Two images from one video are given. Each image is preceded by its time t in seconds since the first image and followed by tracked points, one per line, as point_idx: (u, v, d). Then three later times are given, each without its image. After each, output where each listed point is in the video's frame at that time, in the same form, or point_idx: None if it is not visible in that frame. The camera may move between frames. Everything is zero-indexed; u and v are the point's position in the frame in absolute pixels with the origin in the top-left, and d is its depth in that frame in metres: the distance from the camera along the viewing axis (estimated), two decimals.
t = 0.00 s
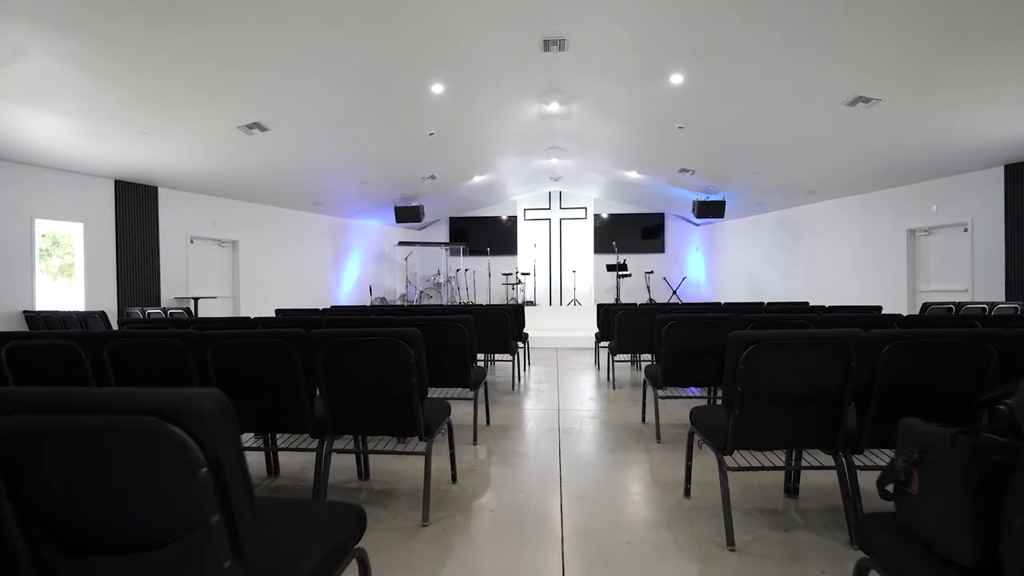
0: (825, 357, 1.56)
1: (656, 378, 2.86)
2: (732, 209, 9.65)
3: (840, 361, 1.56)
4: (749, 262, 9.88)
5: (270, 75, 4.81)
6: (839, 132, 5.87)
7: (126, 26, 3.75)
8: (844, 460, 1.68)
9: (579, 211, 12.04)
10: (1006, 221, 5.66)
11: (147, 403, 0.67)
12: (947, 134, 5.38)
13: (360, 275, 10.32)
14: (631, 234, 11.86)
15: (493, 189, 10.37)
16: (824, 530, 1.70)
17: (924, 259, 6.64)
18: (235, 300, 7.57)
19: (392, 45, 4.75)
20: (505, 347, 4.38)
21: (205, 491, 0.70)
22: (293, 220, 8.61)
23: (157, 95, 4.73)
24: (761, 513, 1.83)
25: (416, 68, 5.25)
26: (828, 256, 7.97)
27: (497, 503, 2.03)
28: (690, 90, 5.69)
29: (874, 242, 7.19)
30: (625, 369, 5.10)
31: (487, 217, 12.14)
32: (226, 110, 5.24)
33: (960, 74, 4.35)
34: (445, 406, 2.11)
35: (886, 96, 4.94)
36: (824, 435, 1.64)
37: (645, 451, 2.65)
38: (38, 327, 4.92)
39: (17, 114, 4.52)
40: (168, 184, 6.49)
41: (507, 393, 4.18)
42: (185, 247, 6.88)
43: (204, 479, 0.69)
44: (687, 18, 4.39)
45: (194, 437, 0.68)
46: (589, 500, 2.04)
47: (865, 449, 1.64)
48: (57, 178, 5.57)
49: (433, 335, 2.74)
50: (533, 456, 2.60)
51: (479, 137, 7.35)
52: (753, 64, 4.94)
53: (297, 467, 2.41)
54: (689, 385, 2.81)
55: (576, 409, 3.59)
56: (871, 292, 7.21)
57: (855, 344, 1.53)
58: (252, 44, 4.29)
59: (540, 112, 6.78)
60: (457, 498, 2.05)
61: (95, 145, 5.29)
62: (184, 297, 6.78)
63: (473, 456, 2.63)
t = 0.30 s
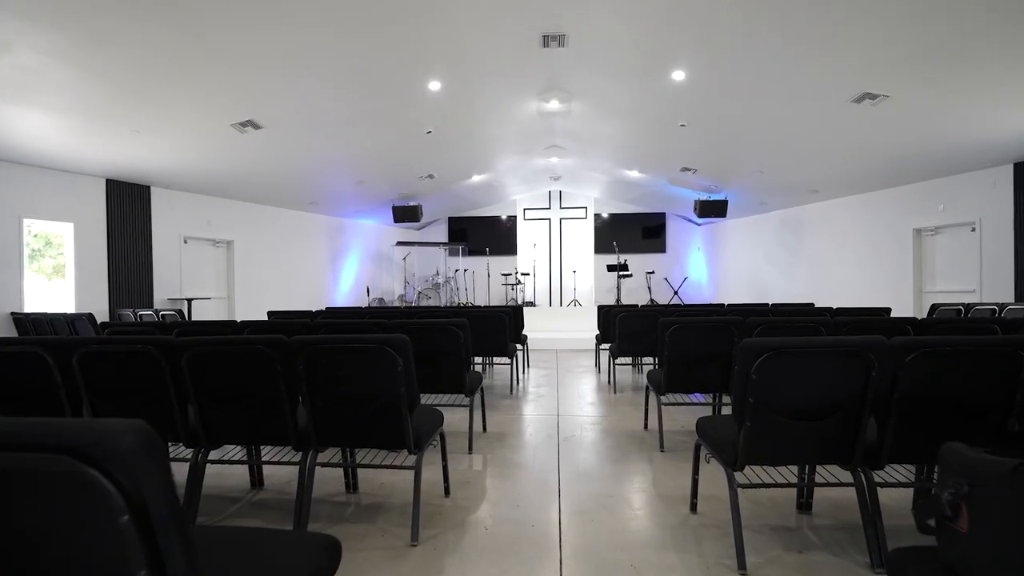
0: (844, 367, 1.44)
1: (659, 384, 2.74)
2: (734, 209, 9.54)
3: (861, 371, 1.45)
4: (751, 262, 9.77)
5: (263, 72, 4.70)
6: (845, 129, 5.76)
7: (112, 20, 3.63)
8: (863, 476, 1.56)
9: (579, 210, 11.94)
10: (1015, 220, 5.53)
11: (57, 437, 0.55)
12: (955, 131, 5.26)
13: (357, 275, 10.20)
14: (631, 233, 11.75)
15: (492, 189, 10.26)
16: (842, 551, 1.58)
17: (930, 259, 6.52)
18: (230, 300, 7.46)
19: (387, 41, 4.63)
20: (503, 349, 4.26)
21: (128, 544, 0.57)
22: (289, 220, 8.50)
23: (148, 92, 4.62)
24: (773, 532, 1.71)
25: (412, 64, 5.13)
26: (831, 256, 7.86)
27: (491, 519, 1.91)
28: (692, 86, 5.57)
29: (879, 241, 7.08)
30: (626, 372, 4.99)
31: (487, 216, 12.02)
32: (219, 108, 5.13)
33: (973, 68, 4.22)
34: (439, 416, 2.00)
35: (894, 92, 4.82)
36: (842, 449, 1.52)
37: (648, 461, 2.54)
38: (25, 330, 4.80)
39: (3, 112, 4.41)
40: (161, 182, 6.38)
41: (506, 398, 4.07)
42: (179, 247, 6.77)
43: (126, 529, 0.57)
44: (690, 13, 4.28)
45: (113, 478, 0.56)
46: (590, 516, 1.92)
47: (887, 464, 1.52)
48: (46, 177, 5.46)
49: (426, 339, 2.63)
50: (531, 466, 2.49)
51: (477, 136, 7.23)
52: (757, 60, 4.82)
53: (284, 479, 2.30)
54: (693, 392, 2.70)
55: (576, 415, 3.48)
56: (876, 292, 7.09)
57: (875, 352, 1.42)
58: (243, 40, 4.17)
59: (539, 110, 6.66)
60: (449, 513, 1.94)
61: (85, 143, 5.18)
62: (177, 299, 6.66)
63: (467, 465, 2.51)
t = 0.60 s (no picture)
0: (867, 373, 1.33)
1: (662, 388, 2.62)
2: (736, 207, 9.42)
3: (884, 378, 1.33)
4: (754, 261, 9.65)
5: (255, 66, 4.58)
6: (851, 125, 5.63)
7: (96, 12, 3.50)
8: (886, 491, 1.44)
9: (579, 210, 11.84)
10: None
11: None
12: (965, 127, 5.13)
13: (355, 275, 10.09)
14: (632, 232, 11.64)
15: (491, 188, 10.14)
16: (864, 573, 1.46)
17: (937, 258, 6.41)
18: (225, 301, 7.34)
19: (381, 34, 4.50)
20: (500, 351, 4.15)
21: None
22: (286, 219, 8.39)
23: (137, 87, 4.50)
24: (788, 550, 1.59)
25: (408, 58, 5.00)
26: (836, 255, 7.73)
27: (485, 533, 1.79)
28: (695, 82, 5.44)
29: (885, 240, 6.95)
30: (627, 373, 4.87)
31: (486, 216, 11.92)
32: (210, 103, 5.00)
33: (986, 62, 4.09)
34: (429, 425, 1.87)
35: (903, 86, 4.69)
36: (865, 462, 1.40)
37: (651, 469, 2.42)
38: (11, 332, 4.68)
39: None
40: (153, 180, 6.26)
41: (503, 401, 3.95)
42: (171, 247, 6.65)
43: None
44: (693, 6, 4.14)
45: None
46: (590, 531, 1.80)
47: (913, 478, 1.40)
48: (35, 174, 5.34)
49: (418, 342, 2.51)
50: (528, 474, 2.36)
51: (476, 134, 7.13)
52: (763, 54, 4.69)
53: (267, 489, 2.18)
54: (699, 397, 2.57)
55: (576, 419, 3.35)
56: (882, 292, 6.96)
57: (901, 358, 1.30)
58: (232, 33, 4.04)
59: (538, 107, 6.55)
60: (440, 528, 1.82)
61: (73, 139, 5.06)
62: (170, 299, 6.54)
63: (462, 474, 2.38)
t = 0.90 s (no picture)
0: (903, 381, 1.18)
1: (667, 393, 2.48)
2: (739, 206, 9.28)
3: (922, 386, 1.18)
4: (757, 260, 9.52)
5: (245, 58, 4.42)
6: (860, 120, 5.48)
7: None
8: (921, 510, 1.30)
9: (579, 209, 11.74)
10: None
11: None
12: (978, 121, 4.97)
13: (352, 275, 9.96)
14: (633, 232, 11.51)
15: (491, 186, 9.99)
16: None
17: (947, 257, 6.26)
18: (218, 300, 7.21)
19: (375, 25, 4.35)
20: (498, 352, 4.01)
21: None
22: (281, 218, 8.26)
23: (123, 79, 4.34)
24: (810, 572, 1.45)
25: (404, 51, 4.84)
26: (842, 254, 7.59)
27: (478, 552, 1.65)
28: (699, 75, 5.29)
29: (892, 239, 6.81)
30: (629, 375, 4.73)
31: (485, 215, 11.79)
32: (200, 97, 4.85)
33: (1002, 52, 3.94)
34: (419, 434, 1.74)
35: (914, 79, 4.54)
36: (898, 478, 1.26)
37: (656, 478, 2.28)
38: None
39: None
40: (144, 177, 6.12)
41: (501, 404, 3.81)
42: (163, 245, 6.52)
43: None
44: None
45: None
46: (593, 548, 1.66)
47: (951, 496, 1.27)
48: (21, 170, 5.19)
49: (410, 344, 2.37)
50: (527, 485, 2.22)
51: (474, 130, 7.00)
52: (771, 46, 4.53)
53: (249, 502, 2.05)
54: (707, 402, 2.43)
55: (577, 423, 3.21)
56: (889, 292, 6.81)
57: (943, 363, 1.16)
58: (219, 23, 3.89)
59: (538, 102, 6.41)
60: (429, 547, 1.68)
61: (59, 135, 4.91)
62: (162, 298, 6.40)
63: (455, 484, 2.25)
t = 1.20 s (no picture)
0: (939, 387, 1.07)
1: (672, 397, 2.36)
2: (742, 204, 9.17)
3: (960, 394, 1.07)
4: (760, 259, 9.41)
5: (238, 53, 4.31)
6: (867, 117, 5.36)
7: None
8: (956, 529, 1.18)
9: (580, 208, 11.63)
10: None
11: None
12: (990, 117, 4.84)
13: (351, 274, 9.85)
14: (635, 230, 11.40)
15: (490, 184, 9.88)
16: None
17: (954, 256, 6.14)
18: (213, 300, 7.10)
19: (369, 18, 4.22)
20: (497, 353, 3.90)
21: None
22: (278, 216, 8.15)
23: (108, 72, 4.18)
24: None
25: (399, 45, 4.71)
26: (846, 253, 7.47)
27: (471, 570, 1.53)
28: (702, 70, 5.17)
29: (898, 238, 6.69)
30: (631, 376, 4.62)
31: (485, 214, 11.69)
32: (192, 92, 4.73)
33: (1017, 45, 3.80)
34: (408, 443, 1.63)
35: (925, 73, 4.41)
36: (931, 495, 1.14)
37: (661, 488, 2.16)
38: None
39: None
40: (137, 174, 6.00)
41: (499, 407, 3.69)
42: (156, 243, 6.40)
43: None
44: None
45: None
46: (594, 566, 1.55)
47: (990, 514, 1.15)
48: (10, 167, 5.08)
49: (402, 345, 2.26)
50: (525, 495, 2.10)
51: (473, 127, 6.89)
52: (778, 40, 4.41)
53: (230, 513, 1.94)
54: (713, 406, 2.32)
55: (578, 428, 3.10)
56: (895, 292, 6.69)
57: (983, 368, 1.04)
58: (206, 15, 3.76)
59: (538, 99, 6.30)
60: (419, 564, 1.56)
61: (48, 130, 4.80)
62: (155, 298, 6.28)
63: (448, 493, 2.13)
